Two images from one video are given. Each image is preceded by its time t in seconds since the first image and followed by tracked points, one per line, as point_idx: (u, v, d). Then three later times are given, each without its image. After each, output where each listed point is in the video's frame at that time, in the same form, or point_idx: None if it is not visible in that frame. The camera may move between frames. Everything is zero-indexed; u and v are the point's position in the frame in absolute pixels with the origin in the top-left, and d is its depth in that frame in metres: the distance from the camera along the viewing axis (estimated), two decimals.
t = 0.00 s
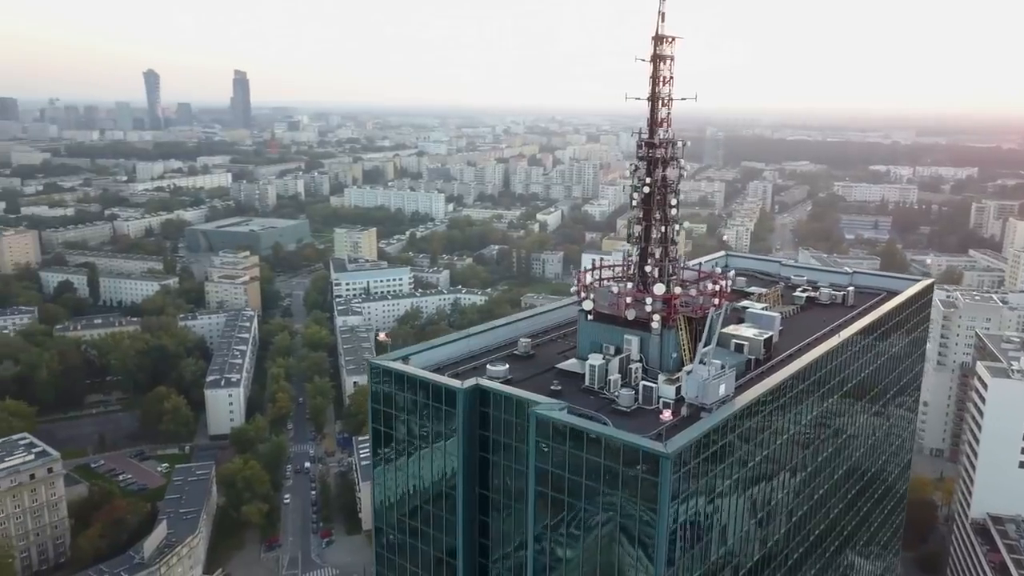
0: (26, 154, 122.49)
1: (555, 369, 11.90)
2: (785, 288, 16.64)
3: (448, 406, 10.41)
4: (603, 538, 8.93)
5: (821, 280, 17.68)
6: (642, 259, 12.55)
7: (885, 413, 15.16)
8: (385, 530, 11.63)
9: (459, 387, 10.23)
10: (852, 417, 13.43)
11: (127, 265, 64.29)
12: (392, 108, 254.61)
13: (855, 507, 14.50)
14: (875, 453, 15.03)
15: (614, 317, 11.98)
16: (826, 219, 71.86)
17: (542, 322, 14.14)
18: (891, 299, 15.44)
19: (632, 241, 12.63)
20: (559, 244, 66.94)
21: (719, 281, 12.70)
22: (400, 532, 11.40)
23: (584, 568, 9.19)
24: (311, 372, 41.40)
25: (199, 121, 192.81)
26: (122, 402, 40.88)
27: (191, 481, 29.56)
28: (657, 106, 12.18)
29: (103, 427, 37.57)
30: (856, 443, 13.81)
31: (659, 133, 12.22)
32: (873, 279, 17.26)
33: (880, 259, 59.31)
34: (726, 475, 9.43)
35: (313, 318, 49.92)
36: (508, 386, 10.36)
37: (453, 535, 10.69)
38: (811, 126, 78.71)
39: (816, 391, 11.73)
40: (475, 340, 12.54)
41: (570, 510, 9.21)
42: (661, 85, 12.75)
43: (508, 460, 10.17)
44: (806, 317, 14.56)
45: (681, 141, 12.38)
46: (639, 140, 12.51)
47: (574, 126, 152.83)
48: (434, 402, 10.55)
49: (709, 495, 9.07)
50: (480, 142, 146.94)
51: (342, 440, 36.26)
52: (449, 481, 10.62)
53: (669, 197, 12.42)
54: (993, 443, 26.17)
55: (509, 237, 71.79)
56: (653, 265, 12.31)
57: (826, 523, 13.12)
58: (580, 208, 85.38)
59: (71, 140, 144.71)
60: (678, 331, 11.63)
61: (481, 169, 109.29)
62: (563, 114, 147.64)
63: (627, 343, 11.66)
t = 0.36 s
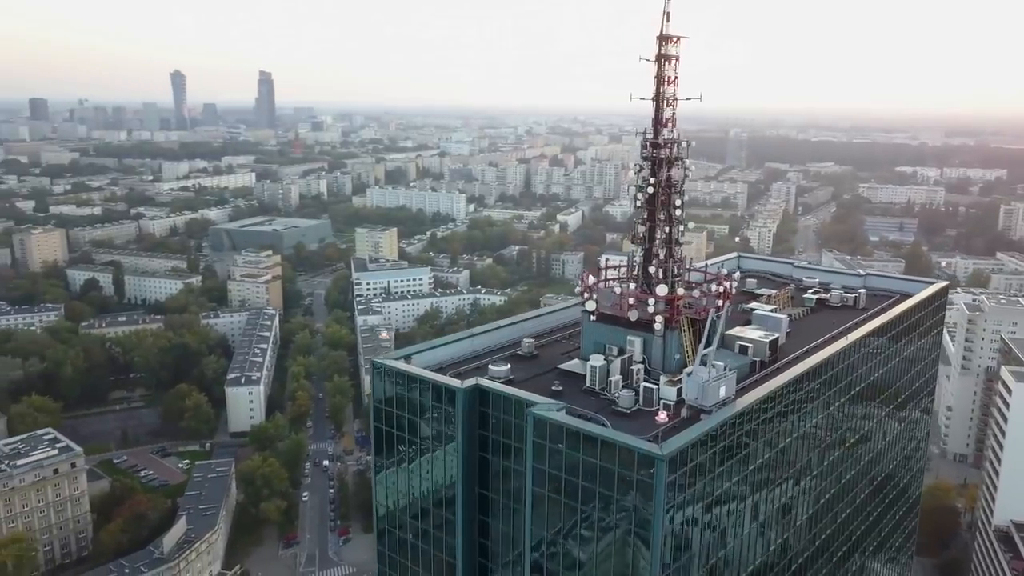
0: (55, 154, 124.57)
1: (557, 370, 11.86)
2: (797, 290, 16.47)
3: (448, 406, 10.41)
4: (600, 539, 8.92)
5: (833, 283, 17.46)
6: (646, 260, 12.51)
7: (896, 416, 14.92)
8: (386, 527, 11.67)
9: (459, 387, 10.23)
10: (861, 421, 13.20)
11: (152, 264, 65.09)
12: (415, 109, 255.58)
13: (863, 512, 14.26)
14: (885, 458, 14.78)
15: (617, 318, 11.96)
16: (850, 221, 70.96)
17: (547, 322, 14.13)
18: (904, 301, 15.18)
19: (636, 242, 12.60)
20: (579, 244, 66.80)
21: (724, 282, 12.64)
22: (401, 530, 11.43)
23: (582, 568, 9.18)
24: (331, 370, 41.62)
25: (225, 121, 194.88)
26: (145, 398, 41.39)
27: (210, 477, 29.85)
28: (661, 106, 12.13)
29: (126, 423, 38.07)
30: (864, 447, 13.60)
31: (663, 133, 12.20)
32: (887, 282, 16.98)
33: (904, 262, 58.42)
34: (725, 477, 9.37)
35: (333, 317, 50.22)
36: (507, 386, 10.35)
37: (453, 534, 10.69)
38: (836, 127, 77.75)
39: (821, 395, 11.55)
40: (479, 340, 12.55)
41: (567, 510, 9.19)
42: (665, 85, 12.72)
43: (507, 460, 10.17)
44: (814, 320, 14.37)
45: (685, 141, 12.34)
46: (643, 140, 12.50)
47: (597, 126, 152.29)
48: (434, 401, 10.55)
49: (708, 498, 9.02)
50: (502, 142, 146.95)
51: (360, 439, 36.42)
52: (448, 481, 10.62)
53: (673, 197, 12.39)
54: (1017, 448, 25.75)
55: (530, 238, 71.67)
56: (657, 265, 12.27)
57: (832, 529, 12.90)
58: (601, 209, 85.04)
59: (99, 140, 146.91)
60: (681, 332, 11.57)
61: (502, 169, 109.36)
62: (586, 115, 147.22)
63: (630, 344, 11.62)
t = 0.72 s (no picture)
0: (79, 154, 126.17)
1: (560, 370, 11.86)
2: (805, 292, 16.37)
3: (446, 405, 10.44)
4: (595, 539, 8.93)
5: (843, 285, 17.31)
6: (648, 261, 12.51)
7: (905, 420, 14.72)
8: (386, 527, 11.72)
9: (456, 386, 10.26)
10: (867, 425, 13.04)
11: (172, 263, 65.71)
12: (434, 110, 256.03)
13: (871, 517, 14.10)
14: (893, 462, 14.59)
15: (619, 319, 11.98)
16: (871, 222, 70.18)
17: (552, 323, 14.13)
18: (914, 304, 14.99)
19: (638, 243, 12.61)
20: (596, 245, 66.69)
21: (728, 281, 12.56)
22: (402, 529, 11.47)
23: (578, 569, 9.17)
24: (347, 369, 41.80)
25: (246, 121, 196.43)
26: (163, 396, 41.80)
27: (227, 475, 30.12)
28: (664, 106, 12.10)
29: (145, 421, 38.47)
30: (871, 450, 13.43)
31: (665, 133, 12.19)
32: (899, 284, 16.77)
33: (926, 265, 57.70)
34: (723, 478, 9.29)
35: (351, 317, 50.46)
36: (506, 386, 10.36)
37: (452, 535, 10.70)
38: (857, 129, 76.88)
39: (824, 398, 11.43)
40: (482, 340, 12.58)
41: (563, 511, 9.20)
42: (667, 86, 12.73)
43: (504, 460, 10.18)
44: (820, 322, 14.23)
45: (689, 141, 12.29)
46: (646, 141, 12.49)
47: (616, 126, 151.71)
48: (433, 400, 10.59)
49: (704, 500, 8.98)
50: (520, 143, 146.91)
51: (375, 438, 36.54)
52: (446, 481, 10.65)
53: (676, 198, 12.35)
54: None
55: (547, 239, 71.54)
56: (659, 267, 12.26)
57: (836, 535, 12.76)
58: (619, 210, 84.71)
59: (123, 140, 148.77)
60: (684, 333, 11.52)
61: (520, 170, 109.37)
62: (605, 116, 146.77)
63: (631, 345, 11.63)
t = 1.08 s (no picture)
0: (105, 155, 127.93)
1: (562, 371, 11.84)
2: (813, 295, 16.22)
3: (443, 404, 10.47)
4: (589, 540, 8.90)
5: (851, 288, 17.14)
6: (650, 262, 12.46)
7: (915, 424, 14.54)
8: (387, 525, 11.80)
9: (453, 385, 10.28)
10: (873, 429, 12.90)
11: (194, 262, 66.35)
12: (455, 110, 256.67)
13: (877, 522, 13.96)
14: (901, 466, 14.41)
15: (620, 320, 11.93)
16: (895, 225, 69.31)
17: (557, 323, 14.12)
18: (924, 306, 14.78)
19: (641, 244, 12.57)
20: (616, 246, 66.50)
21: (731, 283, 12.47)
22: (402, 527, 11.52)
23: (573, 569, 9.14)
24: (365, 369, 42.01)
25: (269, 122, 198.20)
26: (184, 394, 42.21)
27: (245, 472, 30.38)
28: (666, 106, 12.07)
29: (166, 418, 38.87)
30: (877, 455, 13.29)
31: (668, 133, 12.15)
32: (909, 286, 16.59)
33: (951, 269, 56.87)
34: (719, 481, 9.24)
35: (369, 317, 50.74)
36: (503, 386, 10.38)
37: (450, 533, 10.72)
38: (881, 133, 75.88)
39: (827, 401, 11.32)
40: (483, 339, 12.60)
41: (557, 511, 9.18)
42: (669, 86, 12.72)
43: (501, 459, 10.18)
44: (827, 325, 14.09)
45: (690, 142, 12.26)
46: (648, 142, 12.46)
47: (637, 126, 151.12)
48: (430, 399, 10.63)
49: (701, 502, 8.93)
50: (541, 143, 146.82)
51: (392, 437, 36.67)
52: (443, 480, 10.68)
53: (677, 198, 12.31)
54: None
55: (566, 239, 71.44)
56: (661, 268, 12.20)
57: (840, 539, 12.63)
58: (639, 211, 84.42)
59: (148, 141, 150.62)
60: (685, 334, 11.45)
61: (540, 171, 109.31)
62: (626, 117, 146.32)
63: (632, 346, 11.60)
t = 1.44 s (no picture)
0: (132, 155, 129.66)
1: (563, 371, 11.83)
2: (823, 297, 16.05)
3: (442, 403, 10.53)
4: (584, 541, 8.90)
5: (862, 290, 16.97)
6: (652, 263, 12.41)
7: (924, 428, 14.36)
8: (389, 522, 11.90)
9: (451, 385, 10.34)
10: (878, 433, 12.77)
11: (217, 261, 67.01)
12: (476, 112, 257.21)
13: (885, 527, 13.81)
14: (910, 470, 14.24)
15: (622, 320, 11.86)
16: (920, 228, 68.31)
17: (560, 324, 14.11)
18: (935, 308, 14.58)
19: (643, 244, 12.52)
20: (635, 247, 66.25)
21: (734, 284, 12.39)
22: (403, 525, 11.61)
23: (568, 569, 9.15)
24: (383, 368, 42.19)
25: (292, 123, 199.74)
26: (205, 392, 42.66)
27: (263, 470, 30.63)
28: (668, 106, 12.05)
29: (186, 416, 39.29)
30: (883, 459, 13.15)
31: (670, 133, 12.14)
32: (920, 290, 16.39)
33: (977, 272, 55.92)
34: (716, 483, 9.19)
35: (389, 317, 50.97)
36: (501, 386, 10.42)
37: (449, 532, 10.78)
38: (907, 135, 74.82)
39: (830, 404, 11.22)
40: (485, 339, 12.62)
41: (552, 511, 9.21)
42: (672, 87, 12.68)
43: (499, 459, 10.21)
44: (834, 328, 13.96)
45: (692, 142, 12.23)
46: (651, 142, 12.44)
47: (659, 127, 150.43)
48: (429, 399, 10.69)
49: (695, 505, 8.89)
50: (563, 144, 146.65)
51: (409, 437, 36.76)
52: (442, 479, 10.73)
53: (680, 198, 12.27)
54: None
55: (586, 241, 71.26)
56: (663, 268, 12.14)
57: (844, 544, 12.50)
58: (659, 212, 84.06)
59: (174, 141, 152.46)
60: (686, 335, 11.38)
61: (561, 172, 109.16)
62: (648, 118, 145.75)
63: (632, 347, 11.52)
